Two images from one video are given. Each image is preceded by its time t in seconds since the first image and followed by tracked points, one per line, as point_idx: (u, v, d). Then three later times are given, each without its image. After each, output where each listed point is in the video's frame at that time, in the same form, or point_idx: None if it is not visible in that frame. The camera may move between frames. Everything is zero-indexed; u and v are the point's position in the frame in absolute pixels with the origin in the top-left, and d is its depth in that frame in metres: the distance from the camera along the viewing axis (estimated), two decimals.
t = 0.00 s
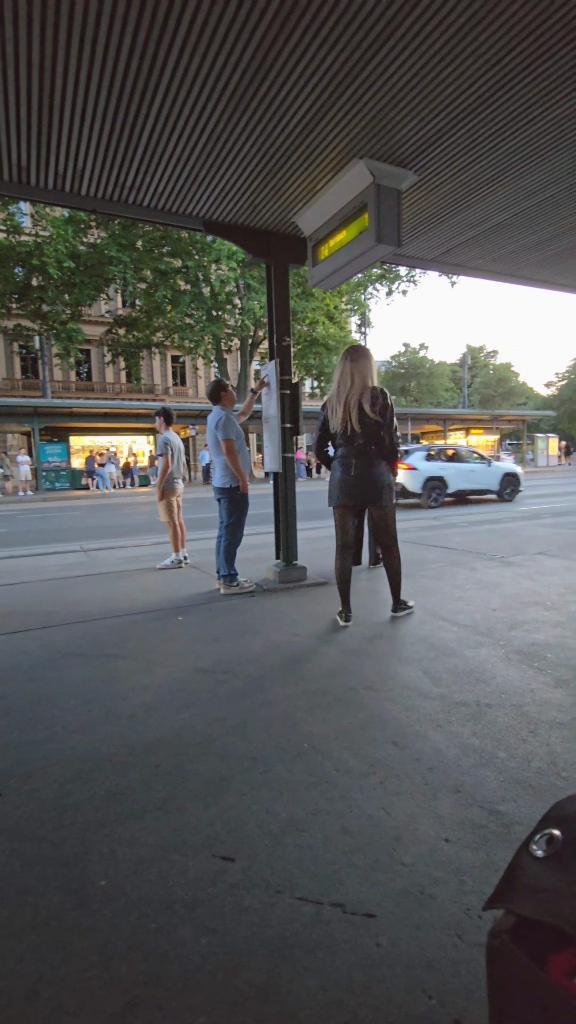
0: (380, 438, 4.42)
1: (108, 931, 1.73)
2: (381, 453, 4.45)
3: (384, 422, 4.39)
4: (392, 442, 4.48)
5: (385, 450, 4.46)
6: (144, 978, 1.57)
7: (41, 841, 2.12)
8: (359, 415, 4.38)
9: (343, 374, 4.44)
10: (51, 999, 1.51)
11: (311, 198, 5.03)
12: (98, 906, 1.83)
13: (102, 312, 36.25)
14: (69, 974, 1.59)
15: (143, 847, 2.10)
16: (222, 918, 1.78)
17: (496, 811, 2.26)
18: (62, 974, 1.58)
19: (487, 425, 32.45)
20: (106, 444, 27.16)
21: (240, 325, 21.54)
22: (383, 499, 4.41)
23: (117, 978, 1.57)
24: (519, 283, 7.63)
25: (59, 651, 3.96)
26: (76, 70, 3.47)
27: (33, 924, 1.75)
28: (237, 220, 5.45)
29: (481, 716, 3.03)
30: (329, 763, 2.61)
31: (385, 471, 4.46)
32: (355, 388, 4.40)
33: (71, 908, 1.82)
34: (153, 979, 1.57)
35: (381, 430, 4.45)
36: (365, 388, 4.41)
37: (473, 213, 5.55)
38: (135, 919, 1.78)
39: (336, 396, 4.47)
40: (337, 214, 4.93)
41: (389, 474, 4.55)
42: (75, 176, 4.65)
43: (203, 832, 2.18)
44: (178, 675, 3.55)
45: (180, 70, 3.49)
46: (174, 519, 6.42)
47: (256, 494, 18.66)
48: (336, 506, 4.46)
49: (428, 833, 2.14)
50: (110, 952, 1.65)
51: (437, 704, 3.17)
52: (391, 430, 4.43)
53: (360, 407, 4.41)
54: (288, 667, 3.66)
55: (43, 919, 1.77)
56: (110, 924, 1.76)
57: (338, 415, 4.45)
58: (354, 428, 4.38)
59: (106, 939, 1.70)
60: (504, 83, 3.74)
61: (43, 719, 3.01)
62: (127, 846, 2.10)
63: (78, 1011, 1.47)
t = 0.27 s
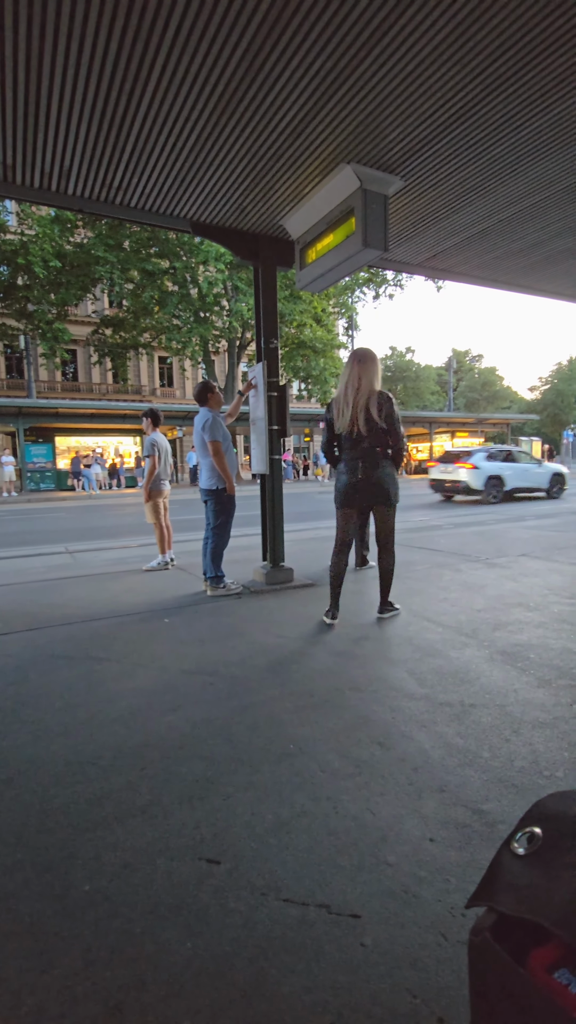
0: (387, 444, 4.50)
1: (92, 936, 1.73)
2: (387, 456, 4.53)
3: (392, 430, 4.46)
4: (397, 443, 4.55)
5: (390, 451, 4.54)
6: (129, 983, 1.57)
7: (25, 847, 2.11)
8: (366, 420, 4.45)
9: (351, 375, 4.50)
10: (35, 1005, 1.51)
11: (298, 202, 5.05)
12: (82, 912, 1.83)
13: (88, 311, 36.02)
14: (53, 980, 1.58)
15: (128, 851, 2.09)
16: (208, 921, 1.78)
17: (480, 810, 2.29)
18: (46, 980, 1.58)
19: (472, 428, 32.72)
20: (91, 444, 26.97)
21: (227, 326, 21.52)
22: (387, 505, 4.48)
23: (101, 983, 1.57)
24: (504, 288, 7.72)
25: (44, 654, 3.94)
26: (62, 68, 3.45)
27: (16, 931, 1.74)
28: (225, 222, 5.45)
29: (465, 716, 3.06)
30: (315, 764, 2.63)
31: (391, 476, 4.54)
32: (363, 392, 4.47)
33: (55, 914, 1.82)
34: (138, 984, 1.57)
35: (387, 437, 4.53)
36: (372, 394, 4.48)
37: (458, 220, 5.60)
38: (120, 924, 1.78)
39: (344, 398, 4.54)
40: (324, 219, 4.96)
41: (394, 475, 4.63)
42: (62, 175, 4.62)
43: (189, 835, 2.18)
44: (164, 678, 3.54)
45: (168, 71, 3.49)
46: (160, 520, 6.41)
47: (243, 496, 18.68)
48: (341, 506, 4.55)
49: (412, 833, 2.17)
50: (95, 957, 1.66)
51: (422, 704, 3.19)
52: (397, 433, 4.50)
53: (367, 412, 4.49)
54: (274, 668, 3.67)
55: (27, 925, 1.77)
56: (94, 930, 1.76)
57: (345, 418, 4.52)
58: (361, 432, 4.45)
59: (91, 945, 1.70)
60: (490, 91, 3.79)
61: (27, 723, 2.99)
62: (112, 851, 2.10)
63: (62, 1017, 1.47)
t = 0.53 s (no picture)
0: (391, 445, 4.61)
1: (80, 941, 1.72)
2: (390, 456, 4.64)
3: (396, 434, 4.55)
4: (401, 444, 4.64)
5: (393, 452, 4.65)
6: (118, 987, 1.57)
7: (12, 852, 2.09)
8: (372, 422, 4.57)
9: (358, 377, 4.59)
10: (22, 1011, 1.49)
11: (289, 202, 5.05)
12: (71, 917, 1.81)
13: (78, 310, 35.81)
14: (40, 985, 1.57)
15: (117, 855, 2.08)
16: (198, 924, 1.78)
17: (469, 809, 2.30)
18: (34, 986, 1.57)
19: (462, 429, 32.88)
20: (81, 444, 26.82)
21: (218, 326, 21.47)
22: (388, 505, 4.61)
23: (90, 988, 1.56)
24: (494, 291, 7.77)
25: (33, 655, 3.92)
26: (52, 65, 3.42)
27: (4, 937, 1.73)
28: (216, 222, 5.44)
29: (455, 716, 3.08)
30: (306, 766, 2.63)
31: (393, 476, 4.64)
32: (369, 395, 4.58)
33: (43, 919, 1.81)
34: (126, 989, 1.56)
35: (391, 438, 4.65)
36: (378, 396, 4.59)
37: (449, 222, 5.63)
38: (109, 928, 1.77)
39: (351, 398, 4.65)
40: (316, 219, 4.96)
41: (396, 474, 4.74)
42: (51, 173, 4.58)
43: (179, 838, 2.17)
44: (154, 680, 3.53)
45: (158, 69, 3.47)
46: (150, 521, 6.38)
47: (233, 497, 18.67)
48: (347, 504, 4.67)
49: (403, 833, 2.17)
50: (84, 962, 1.65)
51: (412, 705, 3.20)
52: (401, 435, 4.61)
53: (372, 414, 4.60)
54: (265, 670, 3.67)
55: (14, 930, 1.75)
56: (83, 934, 1.75)
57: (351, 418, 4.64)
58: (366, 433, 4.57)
59: (79, 949, 1.69)
60: (480, 95, 3.81)
61: (15, 726, 2.96)
62: (101, 854, 2.09)
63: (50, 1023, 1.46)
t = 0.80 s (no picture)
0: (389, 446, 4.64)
1: (69, 946, 1.69)
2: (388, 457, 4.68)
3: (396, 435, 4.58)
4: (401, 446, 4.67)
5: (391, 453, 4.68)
6: (107, 992, 1.55)
7: None
8: (372, 423, 4.61)
9: (361, 377, 4.61)
10: (9, 1018, 1.47)
11: (282, 201, 5.03)
12: (59, 921, 1.79)
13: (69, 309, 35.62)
14: (28, 991, 1.55)
15: (107, 858, 2.06)
16: (189, 927, 1.76)
17: (462, 809, 2.29)
18: (22, 992, 1.55)
19: (453, 430, 33.00)
20: (71, 444, 26.66)
21: (210, 326, 21.42)
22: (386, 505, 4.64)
23: (78, 994, 1.54)
24: (485, 292, 7.79)
25: (21, 658, 3.87)
26: (41, 60, 3.38)
27: None
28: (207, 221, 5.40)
29: (447, 716, 3.07)
30: (298, 767, 2.62)
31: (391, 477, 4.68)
32: (371, 396, 4.61)
33: (31, 924, 1.78)
34: (116, 994, 1.54)
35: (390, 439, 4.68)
36: (379, 398, 4.63)
37: (441, 223, 5.63)
38: (98, 932, 1.75)
39: (354, 398, 4.66)
40: (308, 219, 4.95)
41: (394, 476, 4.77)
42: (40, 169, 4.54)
43: (169, 840, 2.15)
44: (144, 682, 3.50)
45: (149, 65, 3.43)
46: (141, 522, 6.34)
47: (225, 497, 18.62)
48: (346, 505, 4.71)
49: (395, 834, 2.16)
50: (72, 967, 1.62)
51: (404, 705, 3.20)
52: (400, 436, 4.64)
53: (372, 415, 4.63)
54: (257, 670, 3.65)
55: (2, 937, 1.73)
56: (71, 939, 1.72)
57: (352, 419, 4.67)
58: (366, 434, 4.61)
59: (67, 954, 1.67)
60: (472, 95, 3.80)
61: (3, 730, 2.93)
62: (90, 858, 2.06)
63: None
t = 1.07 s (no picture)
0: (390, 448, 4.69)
1: (62, 948, 1.69)
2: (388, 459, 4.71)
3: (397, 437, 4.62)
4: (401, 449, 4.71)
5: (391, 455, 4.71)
6: (101, 995, 1.54)
7: None
8: (372, 424, 4.65)
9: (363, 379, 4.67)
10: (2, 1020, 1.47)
11: (277, 201, 5.03)
12: (53, 923, 1.79)
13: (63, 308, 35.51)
14: (22, 993, 1.55)
15: (100, 860, 2.06)
16: (182, 928, 1.76)
17: (455, 809, 2.30)
18: (15, 994, 1.54)
19: (448, 430, 33.06)
20: (66, 443, 26.58)
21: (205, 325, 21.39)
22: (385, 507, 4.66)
23: (71, 995, 1.54)
24: (480, 292, 7.80)
25: (15, 659, 3.86)
26: (34, 59, 3.37)
27: None
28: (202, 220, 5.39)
29: (441, 715, 3.08)
30: (292, 767, 2.62)
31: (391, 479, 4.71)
32: (372, 398, 4.66)
33: (24, 926, 1.78)
34: (109, 995, 1.54)
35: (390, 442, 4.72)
36: (380, 401, 4.69)
37: (436, 223, 5.64)
38: (91, 935, 1.74)
39: (356, 398, 4.71)
40: (303, 218, 4.94)
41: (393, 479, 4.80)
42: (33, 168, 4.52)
43: (163, 841, 2.15)
44: (138, 682, 3.49)
45: (143, 64, 3.42)
46: (136, 522, 6.34)
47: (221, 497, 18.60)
48: (347, 506, 4.71)
49: (389, 833, 2.17)
50: (65, 969, 1.62)
51: (399, 705, 3.20)
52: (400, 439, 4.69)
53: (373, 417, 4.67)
54: (251, 671, 3.65)
55: None
56: (64, 941, 1.72)
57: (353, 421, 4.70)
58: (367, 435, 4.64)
59: (60, 956, 1.66)
60: (466, 96, 3.81)
61: None
62: (83, 860, 2.05)
63: None
